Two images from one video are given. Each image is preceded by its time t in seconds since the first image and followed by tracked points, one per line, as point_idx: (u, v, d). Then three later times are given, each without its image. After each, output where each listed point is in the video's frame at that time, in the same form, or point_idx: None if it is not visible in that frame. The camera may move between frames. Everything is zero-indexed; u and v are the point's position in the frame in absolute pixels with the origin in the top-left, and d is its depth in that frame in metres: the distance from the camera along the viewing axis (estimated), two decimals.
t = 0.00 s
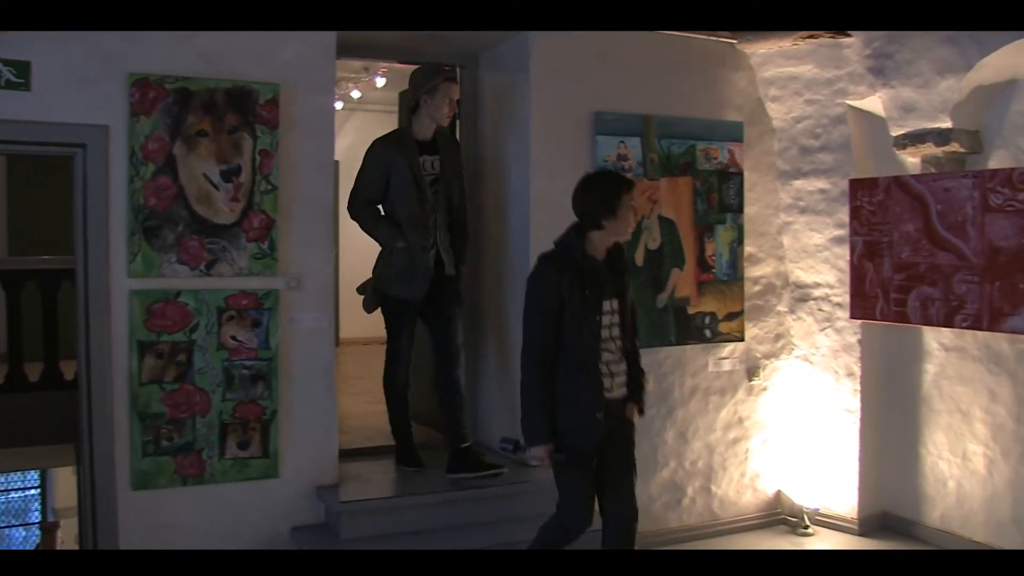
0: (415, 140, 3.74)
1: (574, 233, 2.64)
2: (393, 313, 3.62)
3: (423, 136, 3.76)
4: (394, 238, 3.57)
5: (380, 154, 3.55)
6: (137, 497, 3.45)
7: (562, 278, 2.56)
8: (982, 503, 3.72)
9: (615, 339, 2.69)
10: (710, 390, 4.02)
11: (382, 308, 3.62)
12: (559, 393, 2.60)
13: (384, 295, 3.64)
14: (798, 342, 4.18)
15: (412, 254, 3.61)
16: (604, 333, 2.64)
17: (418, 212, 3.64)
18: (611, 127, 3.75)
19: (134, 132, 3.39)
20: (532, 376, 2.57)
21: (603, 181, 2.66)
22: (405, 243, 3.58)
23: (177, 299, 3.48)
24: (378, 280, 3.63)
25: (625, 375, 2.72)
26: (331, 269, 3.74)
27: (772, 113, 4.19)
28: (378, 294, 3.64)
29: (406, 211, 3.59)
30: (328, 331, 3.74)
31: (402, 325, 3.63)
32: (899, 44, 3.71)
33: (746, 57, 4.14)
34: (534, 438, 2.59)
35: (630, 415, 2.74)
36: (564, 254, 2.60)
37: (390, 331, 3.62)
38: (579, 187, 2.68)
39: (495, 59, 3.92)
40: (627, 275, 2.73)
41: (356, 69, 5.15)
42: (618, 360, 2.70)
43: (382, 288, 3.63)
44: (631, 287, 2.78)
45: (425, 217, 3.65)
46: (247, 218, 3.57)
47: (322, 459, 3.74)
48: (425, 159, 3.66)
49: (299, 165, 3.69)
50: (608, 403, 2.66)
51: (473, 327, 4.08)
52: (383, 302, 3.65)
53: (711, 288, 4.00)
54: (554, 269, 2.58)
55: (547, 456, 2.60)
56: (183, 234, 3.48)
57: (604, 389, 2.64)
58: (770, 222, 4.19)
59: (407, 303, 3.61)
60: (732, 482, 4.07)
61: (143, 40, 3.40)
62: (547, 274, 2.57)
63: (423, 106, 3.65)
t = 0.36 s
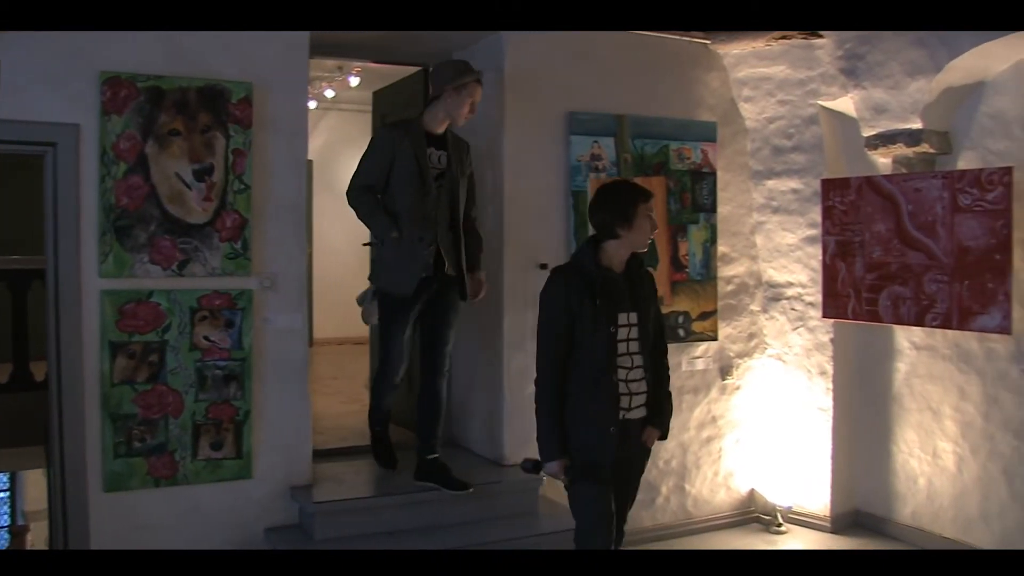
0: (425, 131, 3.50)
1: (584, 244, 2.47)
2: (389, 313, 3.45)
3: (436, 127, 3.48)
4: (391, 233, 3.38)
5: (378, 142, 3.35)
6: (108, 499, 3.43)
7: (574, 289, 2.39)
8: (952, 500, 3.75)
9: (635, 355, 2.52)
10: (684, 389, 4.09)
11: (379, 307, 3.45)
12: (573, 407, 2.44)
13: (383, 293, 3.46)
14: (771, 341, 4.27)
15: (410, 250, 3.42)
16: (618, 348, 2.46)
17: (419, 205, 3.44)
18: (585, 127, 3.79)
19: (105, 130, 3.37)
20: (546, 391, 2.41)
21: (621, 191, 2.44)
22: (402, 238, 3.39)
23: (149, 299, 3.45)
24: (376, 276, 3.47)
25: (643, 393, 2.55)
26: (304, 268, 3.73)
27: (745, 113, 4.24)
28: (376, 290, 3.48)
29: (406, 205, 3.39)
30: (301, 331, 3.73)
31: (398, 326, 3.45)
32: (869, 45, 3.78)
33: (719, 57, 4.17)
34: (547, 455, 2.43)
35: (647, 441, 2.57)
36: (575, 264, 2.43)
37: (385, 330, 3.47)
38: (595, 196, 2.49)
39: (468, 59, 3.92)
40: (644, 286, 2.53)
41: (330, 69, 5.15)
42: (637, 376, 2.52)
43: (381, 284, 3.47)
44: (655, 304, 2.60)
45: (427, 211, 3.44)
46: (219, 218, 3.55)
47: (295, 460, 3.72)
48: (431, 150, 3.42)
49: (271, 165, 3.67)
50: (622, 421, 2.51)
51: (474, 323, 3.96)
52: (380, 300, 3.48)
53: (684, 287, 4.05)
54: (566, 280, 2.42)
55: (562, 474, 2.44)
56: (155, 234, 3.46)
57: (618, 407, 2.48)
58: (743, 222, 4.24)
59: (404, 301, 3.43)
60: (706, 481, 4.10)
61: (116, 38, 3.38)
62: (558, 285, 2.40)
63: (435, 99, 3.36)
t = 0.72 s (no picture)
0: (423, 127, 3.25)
1: (604, 244, 2.25)
2: (388, 314, 3.16)
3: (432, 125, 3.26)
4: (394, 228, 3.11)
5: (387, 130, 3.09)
6: (75, 501, 3.40)
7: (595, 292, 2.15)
8: (917, 496, 3.82)
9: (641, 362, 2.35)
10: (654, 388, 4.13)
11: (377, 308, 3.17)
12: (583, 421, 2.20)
13: (380, 293, 3.17)
14: (740, 340, 4.36)
15: (413, 247, 3.16)
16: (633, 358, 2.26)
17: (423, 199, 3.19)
18: (555, 128, 3.81)
19: (71, 129, 3.33)
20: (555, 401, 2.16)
21: (632, 192, 2.26)
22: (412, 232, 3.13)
23: (117, 299, 3.43)
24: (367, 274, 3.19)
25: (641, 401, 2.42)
26: (273, 268, 3.71)
27: (714, 114, 4.31)
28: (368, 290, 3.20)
29: (411, 199, 3.13)
30: (271, 331, 3.71)
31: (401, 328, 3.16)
32: (836, 46, 3.83)
33: (689, 58, 4.21)
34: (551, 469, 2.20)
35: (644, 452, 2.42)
36: (593, 265, 2.21)
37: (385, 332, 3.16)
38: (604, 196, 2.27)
39: (438, 58, 3.93)
40: (645, 292, 2.42)
41: (300, 69, 5.16)
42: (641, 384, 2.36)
43: (373, 284, 3.19)
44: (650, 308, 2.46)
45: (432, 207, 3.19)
46: (188, 217, 3.53)
47: (265, 461, 3.70)
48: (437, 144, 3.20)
49: (240, 165, 3.65)
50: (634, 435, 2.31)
51: (452, 325, 3.84)
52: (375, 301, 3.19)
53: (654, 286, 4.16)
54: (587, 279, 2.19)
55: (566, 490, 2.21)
56: (122, 234, 3.43)
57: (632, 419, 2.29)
58: (712, 222, 4.32)
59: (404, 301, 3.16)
60: (676, 479, 4.16)
61: (83, 36, 3.35)
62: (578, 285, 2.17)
63: (437, 99, 3.15)
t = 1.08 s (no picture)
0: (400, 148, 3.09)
1: (617, 242, 2.17)
2: (377, 354, 2.99)
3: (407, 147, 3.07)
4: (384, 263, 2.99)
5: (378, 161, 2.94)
6: (35, 505, 3.35)
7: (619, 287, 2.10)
8: (880, 492, 3.92)
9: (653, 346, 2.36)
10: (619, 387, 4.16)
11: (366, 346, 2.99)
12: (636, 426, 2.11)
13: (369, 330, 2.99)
14: (705, 339, 4.45)
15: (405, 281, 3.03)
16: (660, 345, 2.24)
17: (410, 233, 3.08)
18: (519, 127, 3.82)
19: (31, 128, 3.29)
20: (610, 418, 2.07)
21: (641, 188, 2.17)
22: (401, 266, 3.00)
23: (78, 300, 3.38)
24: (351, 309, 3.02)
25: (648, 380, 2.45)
26: (237, 268, 3.69)
27: (679, 115, 4.38)
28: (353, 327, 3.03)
29: (400, 232, 3.01)
30: (235, 331, 3.69)
31: (390, 366, 3.00)
32: (800, 48, 3.90)
33: (654, 59, 4.26)
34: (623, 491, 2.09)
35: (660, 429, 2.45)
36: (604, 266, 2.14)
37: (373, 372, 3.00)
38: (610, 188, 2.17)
39: (404, 57, 3.93)
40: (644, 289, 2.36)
41: (265, 68, 5.15)
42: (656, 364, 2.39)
43: (357, 319, 3.03)
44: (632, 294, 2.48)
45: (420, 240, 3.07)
46: (151, 217, 3.49)
47: (230, 461, 3.69)
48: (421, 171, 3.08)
49: (204, 165, 3.63)
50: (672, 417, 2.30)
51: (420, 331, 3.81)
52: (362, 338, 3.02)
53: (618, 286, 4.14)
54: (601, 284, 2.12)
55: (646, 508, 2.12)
56: (83, 234, 3.38)
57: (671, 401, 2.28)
58: (677, 222, 4.43)
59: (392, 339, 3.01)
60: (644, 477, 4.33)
61: (43, 33, 3.31)
62: (594, 291, 2.11)
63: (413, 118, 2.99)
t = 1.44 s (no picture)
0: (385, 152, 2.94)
1: (615, 239, 2.09)
2: (361, 370, 2.81)
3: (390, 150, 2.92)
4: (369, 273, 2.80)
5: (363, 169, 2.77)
6: None
7: (630, 289, 2.03)
8: (845, 489, 4.02)
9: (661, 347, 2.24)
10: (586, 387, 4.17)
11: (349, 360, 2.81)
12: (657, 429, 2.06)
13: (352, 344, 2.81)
14: (671, 339, 4.55)
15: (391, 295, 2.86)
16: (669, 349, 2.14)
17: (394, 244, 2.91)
18: (487, 127, 3.82)
19: None
20: (633, 425, 2.01)
21: (640, 186, 2.10)
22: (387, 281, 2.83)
23: (41, 301, 3.34)
24: (334, 323, 2.84)
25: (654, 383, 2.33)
26: (204, 268, 3.67)
27: (646, 115, 4.42)
28: (336, 341, 2.86)
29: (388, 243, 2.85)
30: (201, 332, 3.66)
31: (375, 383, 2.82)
32: (765, 50, 3.94)
33: (621, 59, 4.28)
34: (648, 497, 2.04)
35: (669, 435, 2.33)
36: (606, 263, 2.06)
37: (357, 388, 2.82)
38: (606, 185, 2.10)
39: (370, 57, 3.93)
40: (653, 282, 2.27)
41: (231, 66, 5.12)
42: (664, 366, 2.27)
43: (340, 331, 2.85)
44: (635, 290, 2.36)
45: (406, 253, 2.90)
46: (116, 217, 3.46)
47: (196, 462, 3.66)
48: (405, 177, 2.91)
49: (170, 165, 3.61)
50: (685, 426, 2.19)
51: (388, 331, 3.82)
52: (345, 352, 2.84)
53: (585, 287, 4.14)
54: (606, 288, 2.04)
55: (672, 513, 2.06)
56: (46, 234, 3.34)
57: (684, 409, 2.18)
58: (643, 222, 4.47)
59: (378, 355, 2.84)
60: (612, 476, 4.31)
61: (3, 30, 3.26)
62: (602, 295, 2.03)
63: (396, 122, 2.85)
